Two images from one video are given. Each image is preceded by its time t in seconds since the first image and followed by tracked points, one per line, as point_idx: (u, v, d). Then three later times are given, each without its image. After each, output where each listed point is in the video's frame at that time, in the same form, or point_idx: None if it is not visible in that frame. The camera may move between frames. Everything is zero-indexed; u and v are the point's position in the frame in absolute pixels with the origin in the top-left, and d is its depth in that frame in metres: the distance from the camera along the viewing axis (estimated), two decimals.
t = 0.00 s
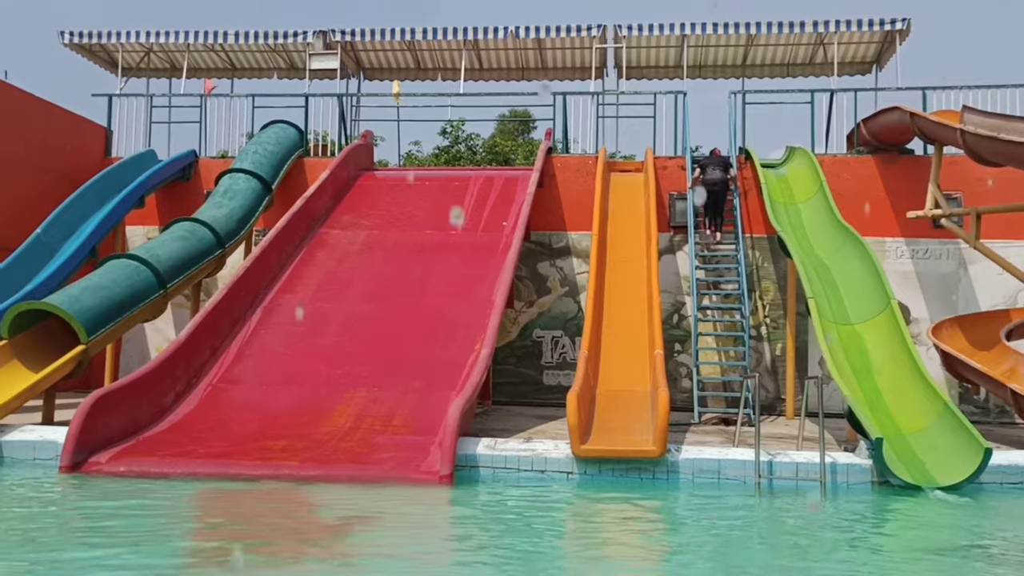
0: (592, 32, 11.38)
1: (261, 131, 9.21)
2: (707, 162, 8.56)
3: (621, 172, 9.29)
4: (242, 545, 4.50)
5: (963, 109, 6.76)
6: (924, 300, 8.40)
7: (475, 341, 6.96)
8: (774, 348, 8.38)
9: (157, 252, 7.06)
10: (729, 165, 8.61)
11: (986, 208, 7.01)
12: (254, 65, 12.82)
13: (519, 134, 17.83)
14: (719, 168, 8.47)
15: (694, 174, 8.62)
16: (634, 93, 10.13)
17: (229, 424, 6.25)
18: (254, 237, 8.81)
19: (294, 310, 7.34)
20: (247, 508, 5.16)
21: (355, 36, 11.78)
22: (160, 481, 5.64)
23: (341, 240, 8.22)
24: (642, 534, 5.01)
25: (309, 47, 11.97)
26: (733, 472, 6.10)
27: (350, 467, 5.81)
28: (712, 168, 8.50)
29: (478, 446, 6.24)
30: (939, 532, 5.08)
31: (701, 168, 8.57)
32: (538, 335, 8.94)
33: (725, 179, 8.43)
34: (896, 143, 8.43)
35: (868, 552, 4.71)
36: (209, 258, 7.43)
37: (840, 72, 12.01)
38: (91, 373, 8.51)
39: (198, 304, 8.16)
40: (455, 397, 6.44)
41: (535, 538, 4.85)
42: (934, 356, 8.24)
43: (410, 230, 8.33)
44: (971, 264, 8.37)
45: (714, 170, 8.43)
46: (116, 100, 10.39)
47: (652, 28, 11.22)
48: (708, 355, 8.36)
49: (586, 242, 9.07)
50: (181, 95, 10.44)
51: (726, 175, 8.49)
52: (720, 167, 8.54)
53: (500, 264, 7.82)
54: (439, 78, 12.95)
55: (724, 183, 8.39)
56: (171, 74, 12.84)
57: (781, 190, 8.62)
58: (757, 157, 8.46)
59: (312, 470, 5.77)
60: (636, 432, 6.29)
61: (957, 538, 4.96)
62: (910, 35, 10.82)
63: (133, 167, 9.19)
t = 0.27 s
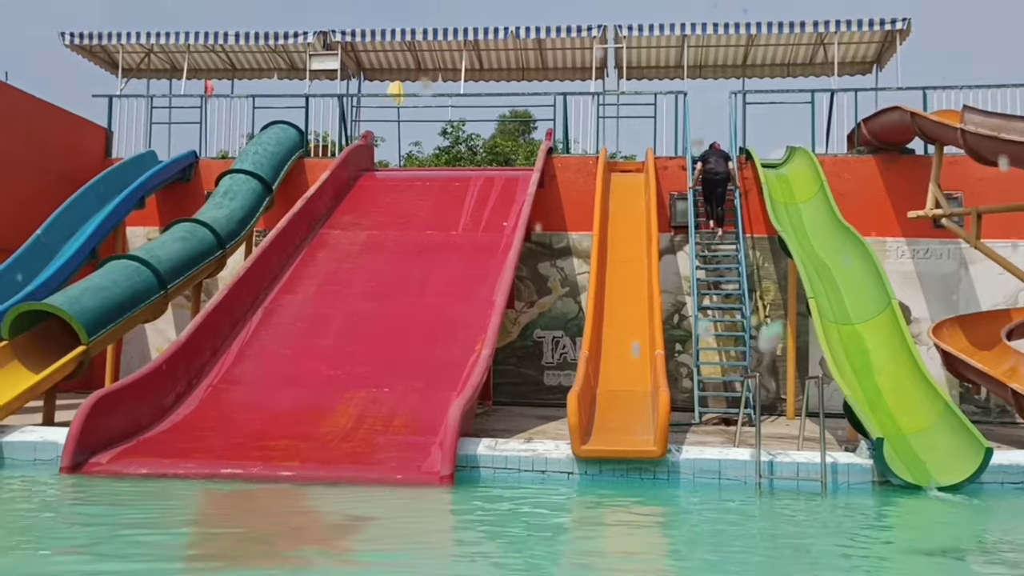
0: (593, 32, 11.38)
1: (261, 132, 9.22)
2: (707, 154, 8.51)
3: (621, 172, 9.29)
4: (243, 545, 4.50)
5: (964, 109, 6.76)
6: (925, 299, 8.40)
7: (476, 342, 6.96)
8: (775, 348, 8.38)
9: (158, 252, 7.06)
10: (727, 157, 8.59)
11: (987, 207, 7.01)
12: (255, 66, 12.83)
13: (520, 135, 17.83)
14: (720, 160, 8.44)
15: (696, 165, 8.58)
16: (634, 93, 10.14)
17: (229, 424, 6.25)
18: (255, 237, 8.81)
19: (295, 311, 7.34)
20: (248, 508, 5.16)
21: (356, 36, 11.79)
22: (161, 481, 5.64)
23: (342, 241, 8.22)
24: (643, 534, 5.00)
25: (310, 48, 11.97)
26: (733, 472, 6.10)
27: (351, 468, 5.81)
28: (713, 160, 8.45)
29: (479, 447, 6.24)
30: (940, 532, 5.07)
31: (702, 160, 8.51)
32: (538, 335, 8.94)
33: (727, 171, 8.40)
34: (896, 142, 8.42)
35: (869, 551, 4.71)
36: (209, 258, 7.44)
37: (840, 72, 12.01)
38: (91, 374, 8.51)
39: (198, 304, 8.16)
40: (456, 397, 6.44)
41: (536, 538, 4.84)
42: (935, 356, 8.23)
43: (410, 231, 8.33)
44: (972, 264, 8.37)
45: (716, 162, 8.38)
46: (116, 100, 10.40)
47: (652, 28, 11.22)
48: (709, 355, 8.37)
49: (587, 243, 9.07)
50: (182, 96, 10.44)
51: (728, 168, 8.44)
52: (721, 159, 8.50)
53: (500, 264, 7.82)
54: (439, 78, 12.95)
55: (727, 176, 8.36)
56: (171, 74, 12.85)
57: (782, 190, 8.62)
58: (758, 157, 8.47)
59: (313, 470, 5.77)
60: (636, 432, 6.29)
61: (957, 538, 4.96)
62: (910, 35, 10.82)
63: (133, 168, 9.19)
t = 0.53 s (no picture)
0: (590, 32, 11.38)
1: (259, 132, 9.21)
2: (706, 150, 8.64)
3: (619, 172, 9.30)
4: (241, 546, 4.50)
5: (962, 108, 6.77)
6: (922, 299, 8.41)
7: (474, 342, 6.97)
8: (773, 347, 8.39)
9: (155, 253, 7.06)
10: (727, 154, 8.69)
11: (984, 206, 7.02)
12: (252, 66, 12.82)
13: (518, 135, 17.83)
14: (717, 156, 8.53)
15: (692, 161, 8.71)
16: (631, 93, 10.14)
17: (227, 425, 6.24)
18: (252, 238, 8.81)
19: (293, 311, 7.34)
20: (246, 508, 5.16)
21: (353, 36, 11.79)
22: (158, 482, 5.63)
23: (340, 241, 8.22)
24: (641, 533, 5.00)
25: (307, 48, 11.97)
26: (732, 471, 6.10)
27: (349, 468, 5.80)
28: (710, 155, 8.57)
29: (477, 447, 6.23)
30: (938, 531, 5.07)
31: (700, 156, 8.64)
32: (537, 335, 8.94)
33: (723, 166, 8.47)
34: (894, 141, 8.43)
35: (866, 550, 4.72)
36: (207, 259, 7.43)
37: (838, 71, 12.02)
38: (89, 375, 8.49)
39: (196, 305, 8.15)
40: (454, 397, 6.43)
41: (534, 538, 4.84)
42: (933, 355, 8.24)
43: (408, 231, 8.33)
44: (970, 263, 8.38)
45: (712, 157, 8.49)
46: (114, 101, 10.40)
47: (650, 27, 11.23)
48: (707, 355, 8.37)
49: (585, 242, 9.07)
50: (179, 96, 10.43)
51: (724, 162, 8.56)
52: (719, 155, 8.60)
53: (498, 264, 7.82)
54: (437, 78, 12.95)
55: (721, 171, 8.43)
56: (168, 75, 12.84)
57: (780, 190, 8.62)
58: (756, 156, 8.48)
59: (311, 471, 5.77)
60: (635, 432, 6.29)
61: (955, 536, 4.97)
62: (907, 34, 10.83)
63: (131, 168, 9.18)
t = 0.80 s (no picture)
0: (587, 31, 11.38)
1: (255, 131, 9.21)
2: (704, 140, 8.66)
3: (616, 171, 9.31)
4: (238, 546, 4.50)
5: (958, 107, 6.78)
6: (919, 297, 8.42)
7: (471, 341, 6.97)
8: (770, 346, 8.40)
9: (152, 252, 7.05)
10: (726, 143, 8.70)
11: (980, 205, 7.03)
12: (249, 66, 12.80)
13: (515, 134, 17.83)
14: (714, 146, 8.53)
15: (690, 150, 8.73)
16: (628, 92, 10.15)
17: (224, 425, 6.24)
18: (249, 237, 8.80)
19: (290, 311, 7.34)
20: (243, 508, 5.16)
21: (350, 36, 11.78)
22: (156, 482, 5.63)
23: (337, 240, 8.22)
24: (638, 532, 5.01)
25: (304, 47, 11.95)
26: (728, 470, 6.11)
27: (346, 467, 5.81)
28: (708, 145, 8.58)
29: (474, 446, 6.23)
30: (934, 529, 5.09)
31: (698, 146, 8.65)
32: (534, 334, 8.95)
33: (721, 155, 8.46)
34: (890, 140, 8.44)
35: (863, 548, 4.73)
36: (203, 259, 7.43)
37: (834, 70, 12.04)
38: (86, 375, 8.49)
39: (192, 305, 8.15)
40: (451, 396, 6.44)
41: (531, 537, 4.85)
42: (929, 353, 8.25)
43: (405, 230, 8.33)
44: (966, 261, 8.39)
45: (710, 147, 8.49)
46: (110, 100, 10.39)
47: (646, 26, 11.23)
48: (704, 353, 8.38)
49: (582, 241, 9.08)
50: (175, 95, 10.41)
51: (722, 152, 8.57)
52: (717, 145, 8.61)
53: (495, 264, 7.83)
54: (434, 77, 12.94)
55: (720, 160, 8.42)
56: (164, 74, 12.82)
57: (776, 189, 8.63)
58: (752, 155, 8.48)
59: (308, 470, 5.77)
60: (631, 431, 6.30)
61: (951, 534, 4.98)
62: (903, 33, 10.84)
63: (127, 168, 9.17)
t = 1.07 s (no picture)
0: (584, 30, 11.37)
1: (253, 131, 9.20)
2: (701, 135, 8.67)
3: (613, 170, 9.31)
4: (235, 546, 4.49)
5: (954, 105, 6.79)
6: (916, 296, 8.43)
7: (469, 341, 6.96)
8: (767, 345, 8.40)
9: (149, 252, 7.04)
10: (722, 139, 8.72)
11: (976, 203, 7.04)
12: (245, 65, 12.79)
13: (512, 134, 17.83)
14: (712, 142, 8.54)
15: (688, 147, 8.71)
16: (625, 92, 10.15)
17: (221, 425, 6.23)
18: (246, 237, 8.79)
19: (288, 310, 7.33)
20: (240, 508, 5.15)
21: (347, 35, 11.77)
22: (153, 482, 5.63)
23: (335, 240, 8.21)
24: (636, 531, 5.01)
25: (301, 47, 11.94)
26: (726, 469, 6.11)
27: (344, 467, 5.80)
28: (706, 141, 8.59)
29: (472, 446, 6.23)
30: (930, 527, 5.09)
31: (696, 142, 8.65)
32: (532, 334, 8.96)
33: (719, 152, 8.48)
34: (887, 139, 8.45)
35: (860, 547, 4.73)
36: (200, 259, 7.42)
37: (831, 69, 12.05)
38: (82, 375, 8.48)
39: (189, 305, 8.14)
40: (448, 396, 6.43)
41: (529, 536, 4.85)
42: (926, 352, 8.26)
43: (402, 230, 8.33)
44: (963, 260, 8.41)
45: (708, 143, 8.50)
46: (107, 100, 10.37)
47: (644, 25, 11.23)
48: (702, 352, 8.39)
49: (580, 241, 9.08)
50: (171, 95, 10.39)
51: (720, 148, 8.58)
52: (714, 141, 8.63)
53: (493, 263, 7.82)
54: (431, 77, 12.94)
55: (718, 156, 8.44)
56: (161, 74, 12.80)
57: (773, 188, 8.64)
58: (749, 154, 8.49)
59: (306, 470, 5.76)
60: (629, 430, 6.30)
61: (948, 532, 4.99)
62: (900, 32, 10.86)
63: (124, 168, 9.16)
